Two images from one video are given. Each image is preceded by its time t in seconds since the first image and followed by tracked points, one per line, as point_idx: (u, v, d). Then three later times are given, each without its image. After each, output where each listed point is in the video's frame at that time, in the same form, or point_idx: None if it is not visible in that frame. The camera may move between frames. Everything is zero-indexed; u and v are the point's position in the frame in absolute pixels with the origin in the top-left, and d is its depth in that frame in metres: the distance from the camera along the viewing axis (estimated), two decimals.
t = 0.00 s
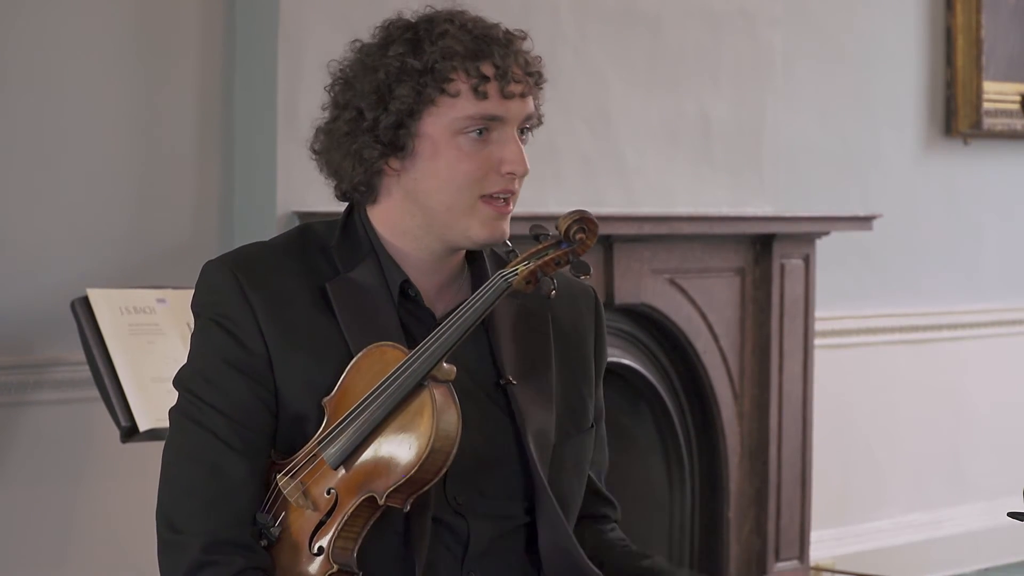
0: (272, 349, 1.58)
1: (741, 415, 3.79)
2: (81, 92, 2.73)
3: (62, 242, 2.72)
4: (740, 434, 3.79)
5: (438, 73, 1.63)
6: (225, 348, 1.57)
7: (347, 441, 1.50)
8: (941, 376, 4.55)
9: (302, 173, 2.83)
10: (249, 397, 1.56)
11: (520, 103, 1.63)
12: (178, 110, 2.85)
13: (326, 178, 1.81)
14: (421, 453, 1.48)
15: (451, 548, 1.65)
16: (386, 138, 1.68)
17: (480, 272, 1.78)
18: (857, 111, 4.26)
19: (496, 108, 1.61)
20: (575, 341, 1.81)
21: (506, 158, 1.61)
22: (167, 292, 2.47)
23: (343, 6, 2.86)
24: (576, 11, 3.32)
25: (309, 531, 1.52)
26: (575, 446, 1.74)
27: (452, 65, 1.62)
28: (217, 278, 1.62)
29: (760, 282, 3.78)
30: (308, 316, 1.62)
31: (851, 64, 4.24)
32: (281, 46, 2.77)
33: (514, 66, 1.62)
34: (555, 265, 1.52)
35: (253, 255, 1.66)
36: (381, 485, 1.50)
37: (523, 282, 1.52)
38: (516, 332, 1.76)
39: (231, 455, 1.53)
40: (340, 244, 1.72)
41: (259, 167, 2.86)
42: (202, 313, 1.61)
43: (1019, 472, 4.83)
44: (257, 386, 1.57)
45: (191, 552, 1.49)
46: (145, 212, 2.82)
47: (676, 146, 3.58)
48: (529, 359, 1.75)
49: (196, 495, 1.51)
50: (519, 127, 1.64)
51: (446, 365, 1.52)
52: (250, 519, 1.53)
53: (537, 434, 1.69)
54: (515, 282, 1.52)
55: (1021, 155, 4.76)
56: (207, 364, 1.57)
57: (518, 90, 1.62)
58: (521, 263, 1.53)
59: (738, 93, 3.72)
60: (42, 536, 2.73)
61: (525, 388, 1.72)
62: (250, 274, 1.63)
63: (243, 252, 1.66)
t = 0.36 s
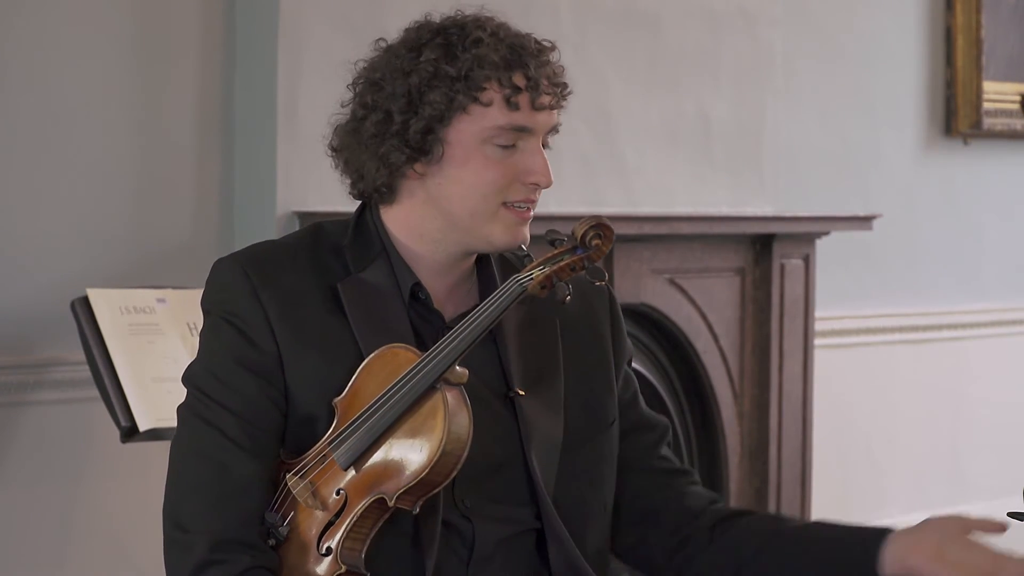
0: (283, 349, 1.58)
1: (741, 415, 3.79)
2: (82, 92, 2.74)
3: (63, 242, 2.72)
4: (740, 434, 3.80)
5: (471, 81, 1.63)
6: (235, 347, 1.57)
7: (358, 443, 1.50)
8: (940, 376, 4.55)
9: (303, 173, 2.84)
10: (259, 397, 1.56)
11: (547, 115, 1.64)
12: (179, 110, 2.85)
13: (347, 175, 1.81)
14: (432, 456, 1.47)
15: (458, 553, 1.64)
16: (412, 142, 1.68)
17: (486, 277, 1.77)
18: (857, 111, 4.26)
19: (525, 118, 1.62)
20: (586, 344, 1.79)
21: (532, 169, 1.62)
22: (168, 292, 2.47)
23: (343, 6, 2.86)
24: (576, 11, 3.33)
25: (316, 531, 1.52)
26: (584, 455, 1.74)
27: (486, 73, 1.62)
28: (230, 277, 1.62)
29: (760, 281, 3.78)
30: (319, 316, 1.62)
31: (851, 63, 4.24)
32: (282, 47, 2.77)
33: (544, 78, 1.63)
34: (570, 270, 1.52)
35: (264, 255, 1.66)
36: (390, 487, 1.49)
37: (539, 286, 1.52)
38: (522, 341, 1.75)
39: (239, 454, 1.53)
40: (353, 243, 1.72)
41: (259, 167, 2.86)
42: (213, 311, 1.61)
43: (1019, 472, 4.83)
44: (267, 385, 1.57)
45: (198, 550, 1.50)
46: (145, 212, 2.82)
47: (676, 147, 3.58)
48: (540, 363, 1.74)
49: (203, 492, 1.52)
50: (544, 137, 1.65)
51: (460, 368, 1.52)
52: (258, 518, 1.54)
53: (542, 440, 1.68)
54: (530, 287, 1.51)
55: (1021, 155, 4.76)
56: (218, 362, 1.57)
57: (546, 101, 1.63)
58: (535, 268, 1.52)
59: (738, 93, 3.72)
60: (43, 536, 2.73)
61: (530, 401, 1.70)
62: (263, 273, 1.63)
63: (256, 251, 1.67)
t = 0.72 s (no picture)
0: (284, 348, 1.58)
1: (741, 414, 3.79)
2: (82, 92, 2.74)
3: (63, 242, 2.72)
4: (740, 434, 3.80)
5: (448, 74, 1.63)
6: (237, 345, 1.57)
7: (356, 444, 1.50)
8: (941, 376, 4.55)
9: (303, 173, 2.84)
10: (259, 396, 1.56)
11: (533, 105, 1.61)
12: (178, 109, 2.85)
13: (344, 179, 1.80)
14: (429, 460, 1.47)
15: (451, 555, 1.63)
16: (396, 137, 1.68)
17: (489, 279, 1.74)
18: (857, 111, 4.26)
19: (507, 108, 1.60)
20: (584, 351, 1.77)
21: (517, 158, 1.59)
22: (168, 292, 2.47)
23: (343, 6, 2.87)
24: (576, 10, 3.33)
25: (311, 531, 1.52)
26: (577, 464, 1.74)
27: (461, 64, 1.62)
28: (231, 273, 1.62)
29: (759, 281, 3.78)
30: (321, 315, 1.61)
31: (851, 63, 4.24)
32: (281, 48, 2.77)
33: (525, 67, 1.62)
34: (573, 277, 1.50)
35: (266, 252, 1.65)
36: (387, 488, 1.49)
37: (542, 293, 1.50)
38: (520, 347, 1.73)
39: (237, 453, 1.53)
40: (355, 243, 1.72)
41: (258, 166, 2.85)
42: (214, 307, 1.60)
43: (1019, 472, 4.83)
44: (267, 384, 1.57)
45: (193, 548, 1.50)
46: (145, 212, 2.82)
47: (676, 146, 3.58)
48: (537, 367, 1.73)
49: (200, 491, 1.51)
50: (533, 127, 1.62)
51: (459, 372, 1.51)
52: (254, 516, 1.53)
53: (536, 448, 1.68)
54: (532, 293, 1.50)
55: (1021, 154, 4.76)
56: (218, 359, 1.57)
57: (530, 89, 1.61)
58: (539, 273, 1.51)
59: (738, 92, 3.73)
60: (41, 535, 2.73)
61: (526, 407, 1.69)
62: (265, 271, 1.63)
63: (258, 248, 1.66)
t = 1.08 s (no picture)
0: (278, 352, 1.55)
1: (741, 415, 3.79)
2: (81, 92, 2.73)
3: (62, 242, 2.72)
4: (740, 434, 3.80)
5: (397, 74, 1.55)
6: (231, 350, 1.55)
7: (349, 445, 1.49)
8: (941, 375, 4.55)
9: (303, 173, 2.83)
10: (254, 401, 1.54)
11: (485, 107, 1.51)
12: (178, 110, 2.85)
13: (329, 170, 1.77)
14: (422, 460, 1.46)
15: (453, 558, 1.60)
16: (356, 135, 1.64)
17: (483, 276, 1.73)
18: (857, 111, 4.26)
19: (454, 110, 1.51)
20: (581, 347, 1.76)
21: (461, 161, 1.49)
22: (167, 292, 2.47)
23: (343, 6, 2.87)
24: (576, 10, 3.33)
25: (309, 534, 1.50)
26: (574, 461, 1.72)
27: (408, 65, 1.54)
28: (224, 277, 1.59)
29: (759, 281, 3.78)
30: (315, 318, 1.59)
31: (851, 63, 4.24)
32: (281, 50, 2.77)
33: (477, 68, 1.51)
34: (559, 273, 1.54)
35: (259, 254, 1.63)
36: (381, 489, 1.48)
37: (527, 289, 1.53)
38: (516, 347, 1.71)
39: (234, 458, 1.51)
40: (346, 244, 1.69)
41: (258, 167, 2.85)
42: (207, 312, 1.58)
43: (1020, 472, 4.83)
44: (261, 389, 1.55)
45: (191, 554, 1.48)
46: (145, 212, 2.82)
47: (676, 146, 3.58)
48: (535, 363, 1.71)
49: (197, 497, 1.50)
50: (485, 131, 1.52)
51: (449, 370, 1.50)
52: (250, 520, 1.52)
53: (535, 446, 1.65)
54: (518, 290, 1.52)
55: (1021, 154, 4.76)
56: (211, 365, 1.54)
57: (479, 92, 1.51)
58: (524, 271, 1.53)
59: (738, 92, 3.73)
60: (41, 535, 2.72)
61: (523, 407, 1.67)
62: (258, 274, 1.60)
63: (251, 250, 1.64)
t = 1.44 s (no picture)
0: (274, 351, 1.56)
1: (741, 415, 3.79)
2: (81, 91, 2.73)
3: (62, 242, 2.72)
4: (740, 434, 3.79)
5: (381, 75, 1.62)
6: (227, 350, 1.55)
7: (349, 442, 1.49)
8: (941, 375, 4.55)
9: (303, 173, 2.83)
10: (253, 400, 1.54)
11: (469, 103, 1.56)
12: (178, 110, 2.85)
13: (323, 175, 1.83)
14: (422, 455, 1.46)
15: (453, 554, 1.60)
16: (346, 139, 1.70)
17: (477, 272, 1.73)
18: (857, 111, 4.26)
19: (440, 107, 1.56)
20: (575, 340, 1.75)
21: (452, 157, 1.54)
22: (167, 291, 2.47)
23: (343, 6, 2.86)
24: (576, 10, 3.32)
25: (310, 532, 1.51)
26: (577, 449, 1.72)
27: (392, 66, 1.61)
28: (219, 279, 1.59)
29: (759, 281, 3.78)
30: (311, 317, 1.59)
31: (851, 63, 4.24)
32: (281, 50, 2.77)
33: (459, 65, 1.57)
34: (556, 267, 1.53)
35: (255, 255, 1.63)
36: (381, 486, 1.48)
37: (525, 283, 1.52)
38: (514, 340, 1.70)
39: (234, 457, 1.52)
40: (339, 245, 1.69)
41: (258, 166, 2.85)
42: (204, 314, 1.58)
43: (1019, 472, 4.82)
44: (259, 388, 1.55)
45: (193, 553, 1.48)
46: (144, 212, 2.82)
47: (676, 146, 3.58)
48: (531, 359, 1.70)
49: (198, 498, 1.50)
50: (474, 126, 1.56)
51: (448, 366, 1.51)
52: (252, 520, 1.52)
53: (534, 439, 1.66)
54: (516, 284, 1.52)
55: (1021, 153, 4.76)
56: (209, 365, 1.55)
57: (464, 89, 1.56)
58: (522, 265, 1.53)
59: (737, 92, 3.72)
60: (41, 536, 2.72)
61: (522, 398, 1.67)
62: (254, 274, 1.61)
63: (246, 252, 1.64)
